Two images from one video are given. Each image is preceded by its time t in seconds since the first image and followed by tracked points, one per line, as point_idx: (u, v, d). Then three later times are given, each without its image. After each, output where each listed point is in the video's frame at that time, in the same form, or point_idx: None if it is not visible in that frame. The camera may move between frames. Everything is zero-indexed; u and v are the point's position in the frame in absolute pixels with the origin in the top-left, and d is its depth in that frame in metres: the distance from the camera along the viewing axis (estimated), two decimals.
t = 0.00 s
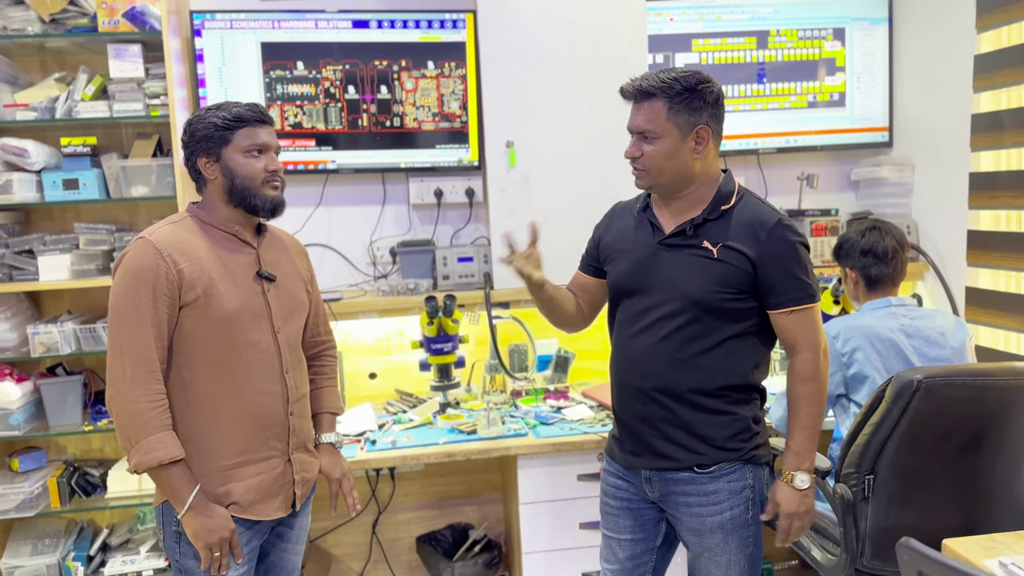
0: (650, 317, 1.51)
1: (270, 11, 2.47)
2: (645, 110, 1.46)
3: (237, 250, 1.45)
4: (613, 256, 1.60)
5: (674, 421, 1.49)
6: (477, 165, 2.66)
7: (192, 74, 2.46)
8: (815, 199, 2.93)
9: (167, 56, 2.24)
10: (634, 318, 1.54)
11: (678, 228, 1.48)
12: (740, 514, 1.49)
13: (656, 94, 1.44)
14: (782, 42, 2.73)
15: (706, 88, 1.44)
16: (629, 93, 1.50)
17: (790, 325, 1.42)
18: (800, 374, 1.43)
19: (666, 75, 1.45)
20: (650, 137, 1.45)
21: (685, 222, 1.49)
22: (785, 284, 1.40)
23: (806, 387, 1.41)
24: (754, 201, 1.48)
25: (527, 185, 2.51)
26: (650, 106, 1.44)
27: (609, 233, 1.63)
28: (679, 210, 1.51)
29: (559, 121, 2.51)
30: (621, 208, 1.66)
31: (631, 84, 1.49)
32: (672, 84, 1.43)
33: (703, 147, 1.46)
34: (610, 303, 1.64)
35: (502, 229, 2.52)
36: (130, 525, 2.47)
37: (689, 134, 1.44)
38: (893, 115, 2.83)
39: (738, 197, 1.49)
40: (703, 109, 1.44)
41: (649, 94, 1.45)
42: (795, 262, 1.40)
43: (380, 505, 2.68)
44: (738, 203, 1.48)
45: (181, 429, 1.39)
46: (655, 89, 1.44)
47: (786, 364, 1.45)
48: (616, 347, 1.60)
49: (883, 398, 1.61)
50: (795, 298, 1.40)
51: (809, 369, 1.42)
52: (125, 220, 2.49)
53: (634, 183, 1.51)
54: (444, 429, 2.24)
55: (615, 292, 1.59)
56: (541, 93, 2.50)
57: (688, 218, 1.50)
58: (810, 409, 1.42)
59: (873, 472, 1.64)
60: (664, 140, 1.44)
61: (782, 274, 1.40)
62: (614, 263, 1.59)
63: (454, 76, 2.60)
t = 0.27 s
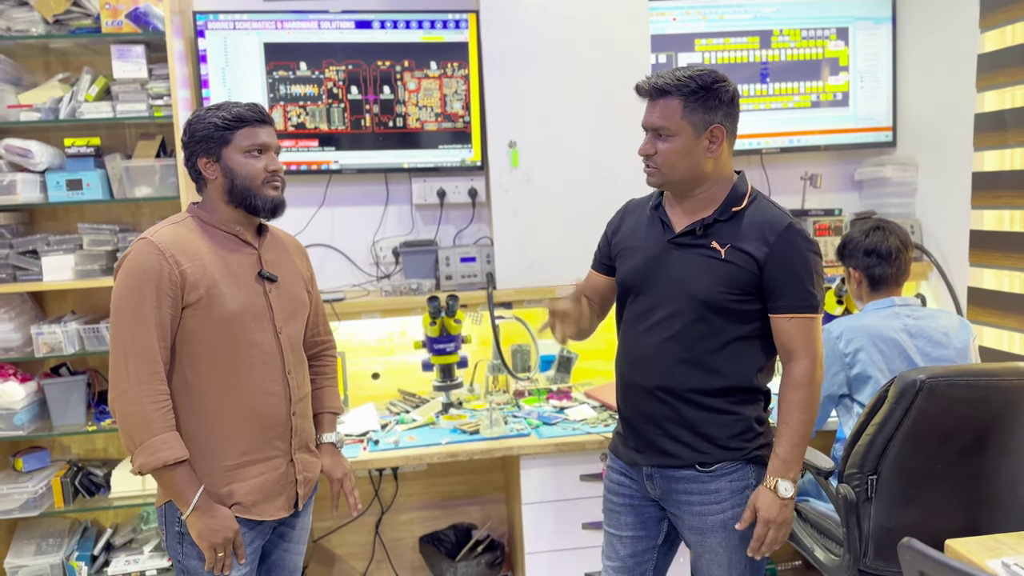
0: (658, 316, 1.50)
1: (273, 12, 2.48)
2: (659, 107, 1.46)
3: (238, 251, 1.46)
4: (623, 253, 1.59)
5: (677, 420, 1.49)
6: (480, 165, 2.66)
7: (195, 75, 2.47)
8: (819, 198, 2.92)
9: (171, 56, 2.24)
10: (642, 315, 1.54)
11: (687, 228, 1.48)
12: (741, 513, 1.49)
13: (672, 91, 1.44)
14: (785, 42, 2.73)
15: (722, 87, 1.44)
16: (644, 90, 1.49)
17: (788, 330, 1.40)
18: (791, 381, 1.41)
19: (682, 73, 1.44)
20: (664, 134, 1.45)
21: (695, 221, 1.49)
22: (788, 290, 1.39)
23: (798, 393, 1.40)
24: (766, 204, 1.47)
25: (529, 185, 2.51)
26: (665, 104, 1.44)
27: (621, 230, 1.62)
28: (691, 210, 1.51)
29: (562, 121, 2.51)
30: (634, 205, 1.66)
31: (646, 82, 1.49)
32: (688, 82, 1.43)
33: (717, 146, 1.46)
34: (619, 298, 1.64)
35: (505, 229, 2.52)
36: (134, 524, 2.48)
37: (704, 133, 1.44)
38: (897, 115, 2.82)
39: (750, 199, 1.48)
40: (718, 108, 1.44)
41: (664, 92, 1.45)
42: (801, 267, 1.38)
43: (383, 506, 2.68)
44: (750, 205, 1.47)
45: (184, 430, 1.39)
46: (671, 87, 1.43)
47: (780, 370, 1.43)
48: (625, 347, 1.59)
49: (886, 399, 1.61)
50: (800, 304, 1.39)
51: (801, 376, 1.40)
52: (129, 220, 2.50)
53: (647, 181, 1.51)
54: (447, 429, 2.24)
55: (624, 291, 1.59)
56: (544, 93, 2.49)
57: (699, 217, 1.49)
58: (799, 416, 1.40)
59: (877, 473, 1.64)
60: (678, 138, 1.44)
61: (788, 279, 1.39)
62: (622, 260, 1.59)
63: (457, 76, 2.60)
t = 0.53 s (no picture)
0: (659, 313, 1.51)
1: (277, 13, 2.48)
2: (664, 109, 1.46)
3: (239, 251, 1.46)
4: (629, 249, 1.61)
5: (672, 416, 1.51)
6: (483, 165, 2.66)
7: (199, 75, 2.47)
8: (823, 198, 2.91)
9: (174, 58, 2.24)
10: (643, 311, 1.55)
11: (689, 228, 1.49)
12: (732, 512, 1.49)
13: (676, 92, 1.44)
14: (789, 41, 2.72)
15: (726, 88, 1.43)
16: (649, 91, 1.50)
17: (792, 337, 1.40)
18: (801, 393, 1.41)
19: (686, 74, 1.44)
20: (668, 134, 1.45)
21: (697, 221, 1.49)
22: (790, 295, 1.39)
23: (806, 403, 1.40)
24: (771, 207, 1.46)
25: (532, 185, 2.51)
26: (669, 104, 1.44)
27: (630, 226, 1.64)
28: (694, 210, 1.51)
29: (565, 121, 2.51)
30: (643, 203, 1.67)
31: (651, 83, 1.49)
32: (691, 83, 1.43)
33: (721, 147, 1.46)
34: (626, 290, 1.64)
35: (508, 229, 2.52)
36: (137, 524, 2.48)
37: (708, 134, 1.44)
38: (901, 114, 2.82)
39: (754, 201, 1.47)
40: (722, 109, 1.43)
41: (668, 93, 1.45)
42: (801, 272, 1.38)
43: (387, 506, 2.68)
44: (754, 206, 1.46)
45: (187, 430, 1.39)
46: (675, 88, 1.44)
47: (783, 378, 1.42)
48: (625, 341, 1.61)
49: (889, 400, 1.61)
50: (799, 309, 1.39)
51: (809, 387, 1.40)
52: (133, 221, 2.50)
53: (652, 181, 1.51)
54: (450, 430, 2.24)
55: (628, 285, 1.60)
56: (547, 93, 2.49)
57: (701, 218, 1.50)
58: (811, 426, 1.40)
59: (880, 473, 1.64)
60: (682, 138, 1.44)
61: (790, 283, 1.38)
62: (626, 256, 1.61)
63: (460, 77, 2.60)
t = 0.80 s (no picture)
0: (654, 310, 1.55)
1: (281, 14, 2.48)
2: (654, 114, 1.49)
3: (243, 251, 1.46)
4: (624, 247, 1.64)
5: (666, 412, 1.54)
6: (487, 166, 2.66)
7: (203, 76, 2.48)
8: (827, 198, 2.91)
9: (179, 59, 2.25)
10: (640, 308, 1.59)
11: (686, 225, 1.52)
12: (728, 507, 1.52)
13: (665, 98, 1.46)
14: (793, 41, 2.72)
15: (714, 92, 1.45)
16: (639, 97, 1.52)
17: (790, 328, 1.42)
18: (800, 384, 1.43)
19: (675, 80, 1.46)
20: (660, 138, 1.48)
21: (693, 219, 1.52)
22: (788, 288, 1.42)
23: (806, 394, 1.42)
24: (763, 205, 1.51)
25: (536, 185, 2.51)
26: (659, 110, 1.46)
27: (623, 226, 1.67)
28: (685, 211, 1.55)
29: (568, 122, 2.51)
30: (637, 203, 1.70)
31: (640, 89, 1.51)
32: (680, 88, 1.45)
33: (711, 149, 1.48)
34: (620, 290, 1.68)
35: (512, 230, 2.52)
36: (142, 524, 2.49)
37: (698, 136, 1.46)
38: (905, 114, 2.81)
39: (746, 199, 1.52)
40: (711, 112, 1.46)
41: (658, 99, 1.47)
42: (797, 265, 1.42)
43: (391, 505, 2.69)
44: (747, 204, 1.51)
45: (191, 430, 1.40)
46: (664, 94, 1.46)
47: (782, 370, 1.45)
48: (619, 337, 1.65)
49: (893, 400, 1.61)
50: (796, 302, 1.42)
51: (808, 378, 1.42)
52: (138, 221, 2.51)
53: (645, 185, 1.54)
54: (453, 430, 2.24)
55: (624, 282, 1.63)
56: (551, 93, 2.49)
57: (696, 216, 1.53)
58: (814, 417, 1.42)
59: (884, 473, 1.64)
60: (673, 142, 1.46)
61: (788, 276, 1.42)
62: (622, 254, 1.64)
63: (464, 77, 2.60)
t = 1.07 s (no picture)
0: (642, 306, 1.58)
1: (287, 14, 2.49)
2: (635, 119, 1.52)
3: (252, 250, 1.47)
4: (612, 249, 1.67)
5: (658, 407, 1.57)
6: (492, 165, 2.66)
7: (209, 77, 2.48)
8: (832, 198, 2.90)
9: (185, 59, 2.26)
10: (628, 307, 1.62)
11: (672, 226, 1.54)
12: (720, 497, 1.55)
13: (645, 104, 1.50)
14: (799, 41, 2.71)
15: (691, 96, 1.49)
16: (619, 105, 1.56)
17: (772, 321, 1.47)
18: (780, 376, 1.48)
19: (653, 86, 1.50)
20: (641, 142, 1.51)
21: (679, 220, 1.55)
22: (771, 283, 1.46)
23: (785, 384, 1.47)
24: (746, 203, 1.54)
25: (541, 185, 2.51)
26: (639, 115, 1.50)
27: (609, 228, 1.70)
28: (673, 211, 1.57)
29: (573, 121, 2.51)
30: (623, 204, 1.73)
31: (620, 97, 1.55)
32: (658, 94, 1.49)
33: (691, 151, 1.52)
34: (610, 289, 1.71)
35: (517, 229, 2.52)
36: (149, 523, 2.50)
37: (678, 139, 1.50)
38: (911, 113, 2.80)
39: (729, 198, 1.55)
40: (688, 115, 1.49)
41: (638, 105, 1.51)
42: (779, 261, 1.46)
43: (396, 505, 2.69)
44: (730, 202, 1.54)
45: (200, 426, 1.40)
46: (642, 100, 1.49)
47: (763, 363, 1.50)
48: (608, 334, 1.69)
49: (900, 400, 1.60)
50: (779, 297, 1.46)
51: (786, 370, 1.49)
52: (144, 221, 2.52)
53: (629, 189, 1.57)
54: (459, 430, 2.24)
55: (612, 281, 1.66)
56: (556, 93, 2.49)
57: (682, 217, 1.56)
58: (788, 405, 1.48)
59: (891, 474, 1.63)
60: (654, 145, 1.50)
61: (771, 272, 1.46)
62: (610, 256, 1.67)
63: (469, 77, 2.60)
